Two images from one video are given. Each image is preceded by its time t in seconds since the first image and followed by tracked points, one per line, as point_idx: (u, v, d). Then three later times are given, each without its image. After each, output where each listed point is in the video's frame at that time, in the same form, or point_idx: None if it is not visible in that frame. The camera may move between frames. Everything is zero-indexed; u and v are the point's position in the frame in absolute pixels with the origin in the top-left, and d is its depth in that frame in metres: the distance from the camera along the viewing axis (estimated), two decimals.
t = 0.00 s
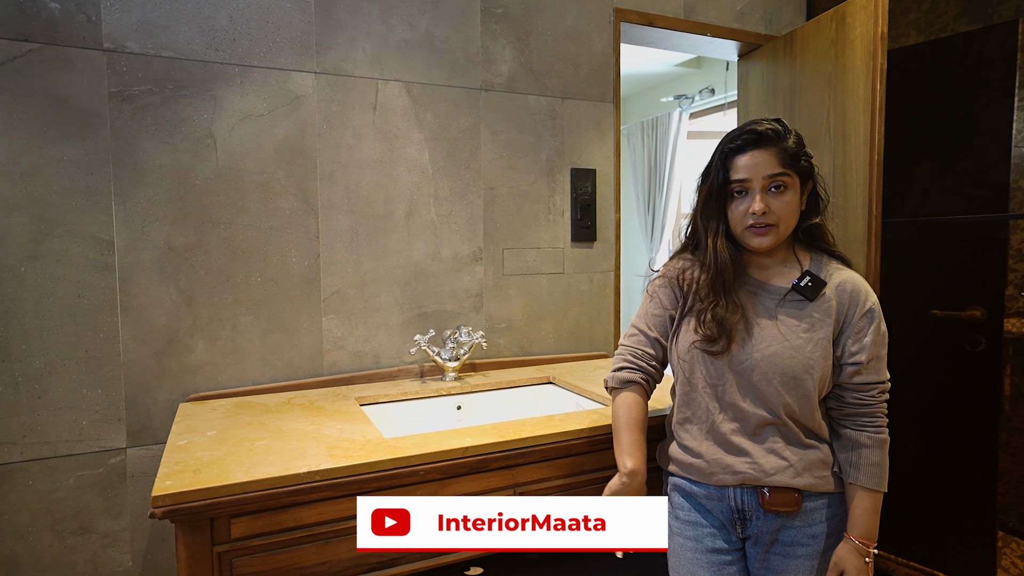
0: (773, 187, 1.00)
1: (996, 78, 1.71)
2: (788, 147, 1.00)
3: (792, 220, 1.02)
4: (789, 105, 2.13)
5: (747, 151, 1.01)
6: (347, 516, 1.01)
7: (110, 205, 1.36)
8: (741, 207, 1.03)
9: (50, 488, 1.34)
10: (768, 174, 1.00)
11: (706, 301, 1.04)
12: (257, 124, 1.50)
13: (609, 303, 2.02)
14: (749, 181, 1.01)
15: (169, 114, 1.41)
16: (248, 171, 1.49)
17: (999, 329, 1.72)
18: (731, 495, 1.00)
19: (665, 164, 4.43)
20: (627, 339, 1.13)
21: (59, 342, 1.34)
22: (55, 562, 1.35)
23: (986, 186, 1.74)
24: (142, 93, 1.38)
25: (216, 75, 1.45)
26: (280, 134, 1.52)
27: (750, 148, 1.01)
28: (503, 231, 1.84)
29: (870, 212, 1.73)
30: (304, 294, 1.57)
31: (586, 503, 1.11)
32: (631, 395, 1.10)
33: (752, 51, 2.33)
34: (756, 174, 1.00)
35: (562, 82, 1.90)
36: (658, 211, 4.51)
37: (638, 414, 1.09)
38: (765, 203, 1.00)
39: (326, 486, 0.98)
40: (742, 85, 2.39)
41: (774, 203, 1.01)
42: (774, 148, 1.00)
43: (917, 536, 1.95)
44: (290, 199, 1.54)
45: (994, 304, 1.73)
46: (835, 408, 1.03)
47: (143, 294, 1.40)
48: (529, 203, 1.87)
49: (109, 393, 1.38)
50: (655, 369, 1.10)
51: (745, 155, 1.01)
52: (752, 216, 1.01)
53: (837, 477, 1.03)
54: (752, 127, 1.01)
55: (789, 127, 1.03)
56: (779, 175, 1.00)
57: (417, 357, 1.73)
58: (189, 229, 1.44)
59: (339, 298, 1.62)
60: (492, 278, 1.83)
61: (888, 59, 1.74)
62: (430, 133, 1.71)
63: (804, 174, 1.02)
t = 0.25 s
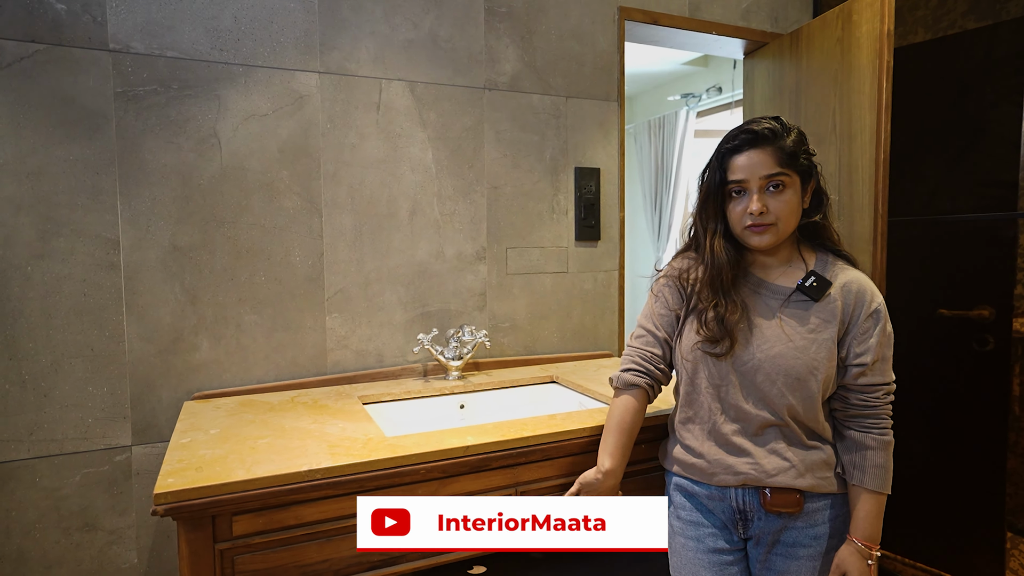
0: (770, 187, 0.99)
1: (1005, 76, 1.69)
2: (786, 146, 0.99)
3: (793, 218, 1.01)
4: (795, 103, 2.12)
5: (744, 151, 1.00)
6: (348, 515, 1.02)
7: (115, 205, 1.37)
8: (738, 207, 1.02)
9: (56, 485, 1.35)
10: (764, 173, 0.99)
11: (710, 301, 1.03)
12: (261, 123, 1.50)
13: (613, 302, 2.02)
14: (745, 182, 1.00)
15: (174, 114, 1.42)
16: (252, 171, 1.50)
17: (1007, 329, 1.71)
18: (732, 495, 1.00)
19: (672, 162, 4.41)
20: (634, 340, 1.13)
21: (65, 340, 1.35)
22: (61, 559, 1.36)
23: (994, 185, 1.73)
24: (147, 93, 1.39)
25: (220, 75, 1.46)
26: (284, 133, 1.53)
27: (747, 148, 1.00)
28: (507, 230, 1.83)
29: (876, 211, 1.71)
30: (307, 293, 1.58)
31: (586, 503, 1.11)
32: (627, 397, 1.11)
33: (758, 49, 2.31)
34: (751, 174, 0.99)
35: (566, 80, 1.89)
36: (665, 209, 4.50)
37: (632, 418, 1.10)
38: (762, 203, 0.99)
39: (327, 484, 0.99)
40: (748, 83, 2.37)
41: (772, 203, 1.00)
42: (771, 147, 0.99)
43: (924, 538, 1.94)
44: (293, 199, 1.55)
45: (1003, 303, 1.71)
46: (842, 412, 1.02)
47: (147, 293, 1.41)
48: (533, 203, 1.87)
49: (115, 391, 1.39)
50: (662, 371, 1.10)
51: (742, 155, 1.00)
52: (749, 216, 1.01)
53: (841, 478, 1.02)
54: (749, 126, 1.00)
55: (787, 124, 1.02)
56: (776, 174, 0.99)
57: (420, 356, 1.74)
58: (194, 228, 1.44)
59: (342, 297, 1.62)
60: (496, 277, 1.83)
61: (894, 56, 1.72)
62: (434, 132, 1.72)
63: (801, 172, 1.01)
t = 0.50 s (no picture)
0: (747, 184, 0.98)
1: (1010, 75, 1.68)
2: (762, 141, 0.97)
3: (775, 214, 0.99)
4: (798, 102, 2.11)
5: (723, 149, 1.00)
6: (347, 513, 1.02)
7: (118, 204, 1.38)
8: (719, 205, 1.03)
9: (59, 482, 1.36)
10: (740, 170, 0.98)
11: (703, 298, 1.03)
12: (263, 123, 1.51)
13: (615, 302, 2.01)
14: (723, 180, 1.00)
15: (176, 114, 1.42)
16: (253, 171, 1.51)
17: (1012, 330, 1.69)
18: (724, 497, 1.00)
19: (676, 163, 4.40)
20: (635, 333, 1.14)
21: (68, 338, 1.36)
22: (63, 556, 1.37)
23: (999, 185, 1.71)
24: (150, 93, 1.40)
25: (223, 75, 1.46)
26: (286, 133, 1.54)
27: (726, 146, 0.99)
28: (508, 230, 1.83)
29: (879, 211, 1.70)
30: (309, 292, 1.58)
31: (585, 503, 1.11)
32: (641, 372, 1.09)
33: (761, 48, 2.30)
34: (728, 171, 0.99)
35: (568, 80, 1.89)
36: (669, 210, 4.48)
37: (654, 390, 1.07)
38: (738, 200, 0.99)
39: (325, 483, 0.99)
40: (751, 83, 2.36)
41: (749, 200, 0.99)
42: (748, 143, 0.98)
43: (928, 540, 1.93)
44: (295, 198, 1.55)
45: (1008, 304, 1.70)
46: (842, 413, 0.99)
47: (149, 292, 1.42)
48: (535, 202, 1.87)
49: (117, 389, 1.40)
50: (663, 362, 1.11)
51: (723, 151, 1.00)
52: (728, 213, 1.01)
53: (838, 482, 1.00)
54: (728, 124, 0.99)
55: (775, 118, 0.99)
56: (751, 171, 0.97)
57: (421, 355, 1.74)
58: (196, 227, 1.45)
59: (344, 296, 1.62)
60: (497, 277, 1.83)
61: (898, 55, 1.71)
62: (435, 132, 1.72)
63: (786, 167, 0.98)
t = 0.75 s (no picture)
0: (709, 181, 0.98)
1: (1005, 75, 1.69)
2: (720, 138, 0.96)
3: (738, 211, 0.97)
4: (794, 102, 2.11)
5: (688, 148, 1.01)
6: (343, 512, 1.02)
7: (114, 204, 1.39)
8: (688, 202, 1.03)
9: (56, 482, 1.37)
10: (701, 168, 0.98)
11: (678, 298, 1.07)
12: (259, 123, 1.51)
13: (612, 302, 2.02)
14: (688, 178, 1.01)
15: (173, 114, 1.43)
16: (250, 171, 1.51)
17: (1007, 328, 1.70)
18: (693, 495, 1.00)
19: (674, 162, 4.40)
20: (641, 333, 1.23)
21: (65, 338, 1.36)
22: (61, 555, 1.38)
23: (994, 184, 1.72)
24: (146, 93, 1.40)
25: (219, 76, 1.47)
26: (283, 133, 1.54)
27: (690, 145, 1.00)
28: (505, 230, 1.84)
29: (874, 210, 1.70)
30: (306, 292, 1.59)
31: (586, 503, 1.18)
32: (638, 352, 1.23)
33: (758, 48, 2.31)
34: (691, 169, 1.00)
35: (564, 80, 1.90)
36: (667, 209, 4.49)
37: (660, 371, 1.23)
38: (702, 198, 0.99)
39: (320, 482, 0.99)
40: (748, 83, 2.37)
41: (710, 197, 0.98)
42: (708, 141, 0.97)
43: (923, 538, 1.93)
44: (291, 199, 1.56)
45: (1003, 303, 1.71)
46: (814, 411, 0.91)
47: (146, 292, 1.42)
48: (531, 202, 1.87)
49: (114, 389, 1.40)
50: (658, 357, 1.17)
51: (687, 151, 1.01)
52: (693, 211, 1.01)
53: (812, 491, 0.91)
54: (691, 124, 1.00)
55: (741, 112, 0.97)
56: (711, 167, 0.97)
57: (418, 355, 1.74)
58: (192, 228, 1.46)
59: (340, 296, 1.63)
60: (493, 277, 1.83)
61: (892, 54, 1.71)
62: (431, 132, 1.72)
63: (748, 160, 0.95)
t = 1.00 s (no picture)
0: (668, 181, 0.96)
1: (1003, 75, 1.69)
2: (677, 138, 0.93)
3: (698, 212, 0.95)
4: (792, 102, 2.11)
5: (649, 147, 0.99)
6: (343, 511, 1.03)
7: (114, 205, 1.39)
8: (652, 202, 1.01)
9: (57, 482, 1.37)
10: (660, 168, 0.96)
11: (644, 300, 1.07)
12: (258, 123, 1.52)
13: (611, 302, 2.02)
14: (649, 177, 0.99)
15: (172, 115, 1.43)
16: (249, 171, 1.51)
17: (1006, 328, 1.71)
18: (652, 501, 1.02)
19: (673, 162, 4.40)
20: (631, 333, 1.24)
21: (65, 338, 1.36)
22: (62, 555, 1.38)
23: (992, 184, 1.73)
24: (146, 94, 1.40)
25: (219, 76, 1.47)
26: (282, 134, 1.54)
27: (651, 145, 0.98)
28: (504, 229, 1.84)
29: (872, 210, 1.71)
30: (306, 292, 1.59)
31: (585, 502, 1.05)
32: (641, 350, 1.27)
33: (756, 48, 2.31)
34: (651, 168, 0.98)
35: (563, 80, 1.90)
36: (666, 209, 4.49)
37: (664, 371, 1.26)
38: (661, 198, 0.97)
39: (320, 481, 0.99)
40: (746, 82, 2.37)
41: (669, 197, 0.96)
42: (666, 141, 0.95)
43: (922, 536, 1.94)
44: (291, 199, 1.56)
45: (1002, 302, 1.71)
46: (758, 418, 0.88)
47: (146, 292, 1.42)
48: (530, 202, 1.87)
49: (114, 389, 1.41)
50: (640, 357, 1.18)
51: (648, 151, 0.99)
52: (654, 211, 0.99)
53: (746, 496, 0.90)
54: (651, 123, 0.98)
55: (701, 110, 0.94)
56: (669, 167, 0.94)
57: (418, 355, 1.75)
58: (192, 228, 1.46)
59: (340, 296, 1.63)
60: (493, 276, 1.84)
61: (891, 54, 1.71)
62: (430, 132, 1.72)
63: (706, 159, 0.93)
